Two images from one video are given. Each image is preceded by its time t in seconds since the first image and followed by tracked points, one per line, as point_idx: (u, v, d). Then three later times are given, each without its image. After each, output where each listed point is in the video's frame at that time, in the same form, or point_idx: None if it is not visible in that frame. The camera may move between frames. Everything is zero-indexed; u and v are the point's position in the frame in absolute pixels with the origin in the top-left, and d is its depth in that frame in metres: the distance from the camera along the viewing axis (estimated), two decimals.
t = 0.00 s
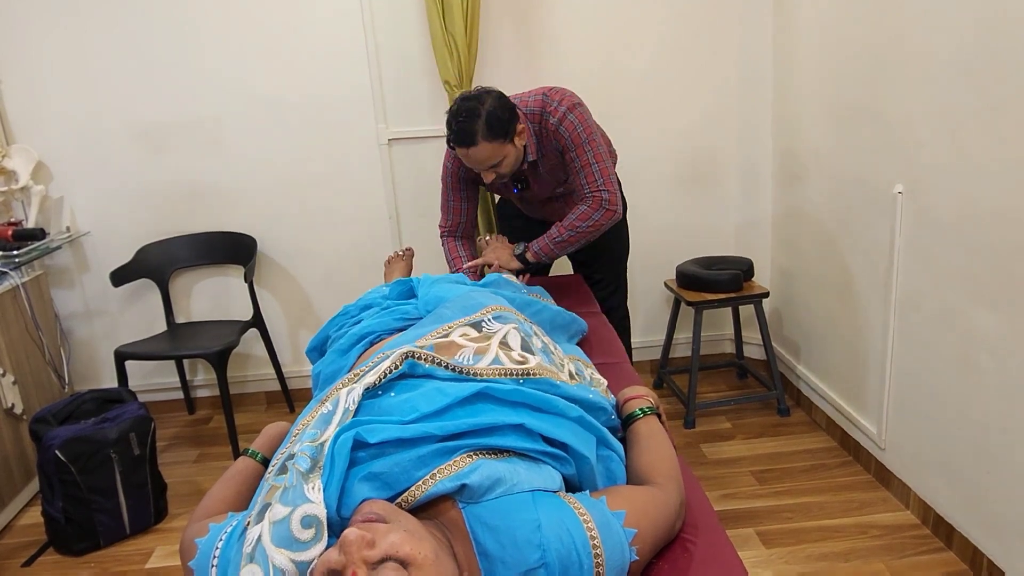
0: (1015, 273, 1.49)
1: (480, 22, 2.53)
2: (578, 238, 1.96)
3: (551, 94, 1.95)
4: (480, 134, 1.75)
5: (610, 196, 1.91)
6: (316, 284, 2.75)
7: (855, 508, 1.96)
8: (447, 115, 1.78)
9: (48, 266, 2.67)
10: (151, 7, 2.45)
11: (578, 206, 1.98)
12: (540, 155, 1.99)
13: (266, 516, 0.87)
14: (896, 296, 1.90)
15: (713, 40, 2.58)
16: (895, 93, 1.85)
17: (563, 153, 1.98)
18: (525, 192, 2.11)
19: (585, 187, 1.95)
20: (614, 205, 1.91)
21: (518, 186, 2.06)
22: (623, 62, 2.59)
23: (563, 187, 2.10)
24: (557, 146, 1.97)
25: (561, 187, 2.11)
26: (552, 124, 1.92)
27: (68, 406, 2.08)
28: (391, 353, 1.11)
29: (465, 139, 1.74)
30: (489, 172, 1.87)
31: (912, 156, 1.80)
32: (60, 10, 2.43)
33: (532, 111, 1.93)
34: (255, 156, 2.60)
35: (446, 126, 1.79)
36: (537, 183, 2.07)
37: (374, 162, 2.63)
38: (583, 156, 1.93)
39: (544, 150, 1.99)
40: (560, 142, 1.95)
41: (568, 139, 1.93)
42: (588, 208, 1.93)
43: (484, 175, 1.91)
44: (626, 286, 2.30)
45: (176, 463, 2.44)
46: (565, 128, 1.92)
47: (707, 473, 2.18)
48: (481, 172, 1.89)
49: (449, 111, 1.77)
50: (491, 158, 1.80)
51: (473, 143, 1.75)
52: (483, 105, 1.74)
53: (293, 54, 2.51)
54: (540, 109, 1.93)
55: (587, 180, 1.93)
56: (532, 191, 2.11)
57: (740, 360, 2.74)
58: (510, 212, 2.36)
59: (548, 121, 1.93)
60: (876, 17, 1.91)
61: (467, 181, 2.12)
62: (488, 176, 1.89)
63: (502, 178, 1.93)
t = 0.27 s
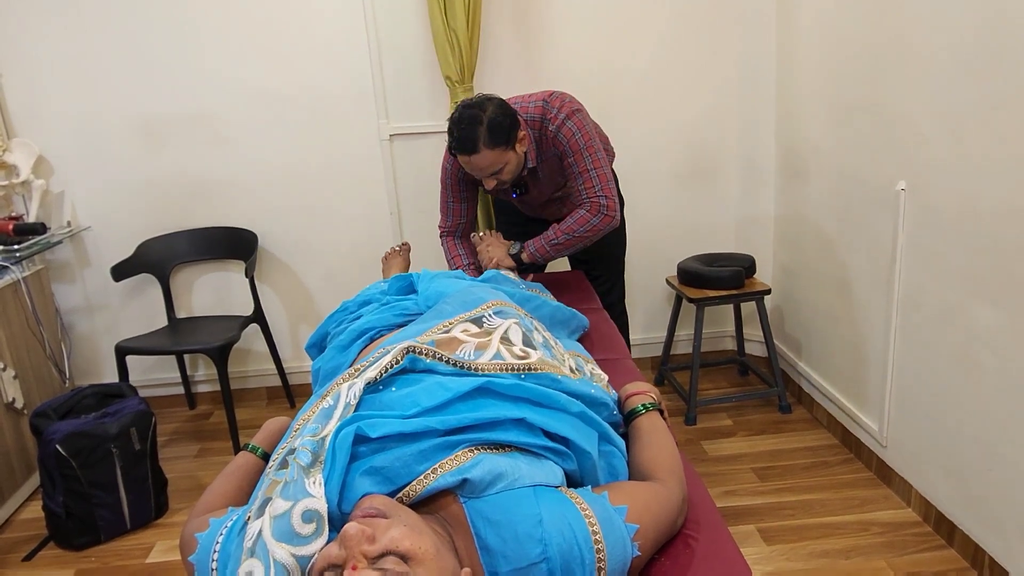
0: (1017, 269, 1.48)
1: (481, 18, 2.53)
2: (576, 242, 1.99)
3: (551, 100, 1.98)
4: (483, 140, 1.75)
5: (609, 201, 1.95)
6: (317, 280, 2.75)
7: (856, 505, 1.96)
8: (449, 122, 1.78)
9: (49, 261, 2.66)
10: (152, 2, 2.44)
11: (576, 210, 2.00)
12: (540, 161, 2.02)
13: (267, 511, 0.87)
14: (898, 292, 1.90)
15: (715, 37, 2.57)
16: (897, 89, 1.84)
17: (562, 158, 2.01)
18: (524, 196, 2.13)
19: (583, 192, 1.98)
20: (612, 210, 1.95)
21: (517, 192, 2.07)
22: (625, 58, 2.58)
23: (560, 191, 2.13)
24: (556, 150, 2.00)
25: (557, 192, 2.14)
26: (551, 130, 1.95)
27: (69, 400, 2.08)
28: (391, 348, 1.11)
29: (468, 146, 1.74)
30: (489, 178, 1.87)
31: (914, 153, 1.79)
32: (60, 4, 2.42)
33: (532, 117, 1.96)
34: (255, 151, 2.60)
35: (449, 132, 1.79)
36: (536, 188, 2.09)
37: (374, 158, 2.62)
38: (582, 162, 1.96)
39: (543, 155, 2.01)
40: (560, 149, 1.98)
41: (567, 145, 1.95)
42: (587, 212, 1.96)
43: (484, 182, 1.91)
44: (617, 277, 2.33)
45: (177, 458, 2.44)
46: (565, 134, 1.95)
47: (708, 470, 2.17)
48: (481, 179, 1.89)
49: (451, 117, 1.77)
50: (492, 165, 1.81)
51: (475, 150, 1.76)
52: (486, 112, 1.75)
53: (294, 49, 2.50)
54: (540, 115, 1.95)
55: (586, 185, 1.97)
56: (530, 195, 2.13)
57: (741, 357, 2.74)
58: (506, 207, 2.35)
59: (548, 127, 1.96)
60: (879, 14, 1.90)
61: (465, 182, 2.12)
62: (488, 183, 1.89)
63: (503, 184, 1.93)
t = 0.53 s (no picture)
0: (1019, 270, 1.48)
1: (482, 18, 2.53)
2: (584, 244, 1.98)
3: (548, 106, 2.01)
4: (483, 146, 1.75)
5: (618, 202, 1.95)
6: (318, 280, 2.75)
7: (858, 506, 1.96)
8: (449, 129, 1.78)
9: (51, 261, 2.67)
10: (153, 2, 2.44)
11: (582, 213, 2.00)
12: (539, 167, 2.04)
13: (268, 512, 0.87)
14: (900, 293, 1.90)
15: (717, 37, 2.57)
16: (899, 90, 1.84)
17: (562, 163, 2.04)
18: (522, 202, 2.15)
19: (590, 195, 1.98)
20: (622, 211, 1.95)
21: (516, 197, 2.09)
22: (626, 59, 2.58)
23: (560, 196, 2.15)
24: (556, 156, 2.03)
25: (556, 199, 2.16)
26: (552, 137, 1.98)
27: (71, 400, 2.08)
28: (393, 349, 1.11)
29: (469, 151, 1.74)
30: (487, 184, 1.87)
31: (916, 153, 1.79)
32: (62, 4, 2.42)
33: (532, 124, 1.99)
34: (257, 151, 2.60)
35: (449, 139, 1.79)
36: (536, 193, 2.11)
37: (375, 158, 2.62)
38: (585, 166, 1.97)
39: (543, 161, 2.04)
40: (561, 155, 2.01)
41: (568, 151, 1.98)
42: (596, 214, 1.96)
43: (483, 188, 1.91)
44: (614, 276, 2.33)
45: (178, 458, 2.44)
46: (565, 141, 1.98)
47: (710, 471, 2.17)
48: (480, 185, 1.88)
49: (451, 124, 1.78)
50: (492, 170, 1.81)
51: (474, 155, 1.76)
52: (488, 118, 1.75)
53: (295, 49, 2.50)
54: (540, 122, 1.98)
55: (591, 189, 1.98)
56: (528, 201, 2.15)
57: (743, 358, 2.73)
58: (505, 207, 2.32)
59: (548, 134, 1.99)
60: (880, 14, 1.90)
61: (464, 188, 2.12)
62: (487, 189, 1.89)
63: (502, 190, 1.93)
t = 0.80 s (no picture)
0: (1019, 271, 1.48)
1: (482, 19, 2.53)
2: (586, 249, 2.02)
3: (546, 118, 2.01)
4: (483, 151, 1.76)
5: (624, 210, 1.99)
6: (319, 280, 2.75)
7: (858, 507, 1.96)
8: (449, 134, 1.79)
9: (51, 261, 2.67)
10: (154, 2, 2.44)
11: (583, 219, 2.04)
12: (537, 176, 2.05)
13: (269, 511, 0.87)
14: (901, 294, 1.90)
15: (717, 38, 2.57)
16: (899, 90, 1.84)
17: (560, 173, 2.05)
18: (516, 208, 2.17)
19: (594, 204, 2.02)
20: (628, 218, 2.00)
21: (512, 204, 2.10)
22: (627, 60, 2.58)
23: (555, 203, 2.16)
24: (554, 166, 2.04)
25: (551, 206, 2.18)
26: (551, 149, 1.99)
27: (71, 400, 2.08)
28: (394, 349, 1.11)
29: (469, 156, 1.75)
30: (484, 189, 1.87)
31: (916, 153, 1.79)
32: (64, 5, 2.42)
33: (530, 135, 1.99)
34: (257, 151, 2.60)
35: (449, 144, 1.79)
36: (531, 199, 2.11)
37: (376, 158, 2.62)
38: (587, 176, 2.01)
39: (541, 172, 2.05)
40: (560, 166, 2.02)
41: (567, 161, 2.00)
42: (599, 220, 2.00)
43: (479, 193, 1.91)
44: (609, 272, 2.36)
45: (179, 458, 2.44)
46: (565, 153, 1.99)
47: (710, 472, 2.17)
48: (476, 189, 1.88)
49: (452, 129, 1.78)
50: (489, 175, 1.80)
51: (474, 159, 1.76)
52: (488, 124, 1.76)
53: (296, 49, 2.50)
54: (539, 133, 1.99)
55: (594, 197, 2.02)
56: (522, 208, 2.17)
57: (743, 359, 2.73)
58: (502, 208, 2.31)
59: (546, 145, 1.99)
60: (881, 15, 1.90)
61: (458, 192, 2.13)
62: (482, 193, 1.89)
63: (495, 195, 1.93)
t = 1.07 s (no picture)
0: (1018, 272, 1.48)
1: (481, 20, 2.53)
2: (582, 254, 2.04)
3: (545, 125, 2.03)
4: (486, 146, 1.76)
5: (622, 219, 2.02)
6: (317, 280, 2.75)
7: (856, 507, 1.96)
8: (453, 129, 1.80)
9: (49, 261, 2.66)
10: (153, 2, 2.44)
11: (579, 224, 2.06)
12: (535, 180, 2.06)
13: (269, 509, 0.87)
14: (899, 294, 1.90)
15: (716, 39, 2.58)
16: (898, 91, 1.84)
17: (558, 180, 2.06)
18: (512, 211, 2.18)
19: (592, 211, 2.04)
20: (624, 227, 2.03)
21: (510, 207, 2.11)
22: (626, 60, 2.58)
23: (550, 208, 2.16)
24: (553, 173, 2.05)
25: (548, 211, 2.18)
26: (550, 155, 2.00)
27: (68, 400, 2.07)
28: (394, 347, 1.11)
29: (471, 150, 1.76)
30: (483, 186, 1.87)
31: (915, 153, 1.79)
32: (62, 4, 2.42)
33: (530, 139, 2.00)
34: (256, 151, 2.60)
35: (452, 140, 1.80)
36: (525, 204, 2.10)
37: (375, 158, 2.62)
38: (586, 184, 2.03)
39: (539, 176, 2.06)
40: (558, 173, 2.03)
41: (566, 167, 2.01)
42: (596, 226, 2.03)
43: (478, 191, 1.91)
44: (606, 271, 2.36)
45: (176, 458, 2.44)
46: (564, 160, 2.01)
47: (708, 472, 2.17)
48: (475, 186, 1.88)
49: (456, 125, 1.79)
50: (489, 172, 1.81)
51: (477, 154, 1.77)
52: (491, 120, 1.77)
53: (295, 49, 2.50)
54: (538, 139, 2.00)
55: (592, 204, 2.04)
56: (517, 211, 2.18)
57: (741, 359, 2.74)
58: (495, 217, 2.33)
59: (545, 151, 2.01)
60: (880, 16, 1.90)
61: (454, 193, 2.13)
62: (481, 191, 1.89)
63: (494, 193, 1.94)
